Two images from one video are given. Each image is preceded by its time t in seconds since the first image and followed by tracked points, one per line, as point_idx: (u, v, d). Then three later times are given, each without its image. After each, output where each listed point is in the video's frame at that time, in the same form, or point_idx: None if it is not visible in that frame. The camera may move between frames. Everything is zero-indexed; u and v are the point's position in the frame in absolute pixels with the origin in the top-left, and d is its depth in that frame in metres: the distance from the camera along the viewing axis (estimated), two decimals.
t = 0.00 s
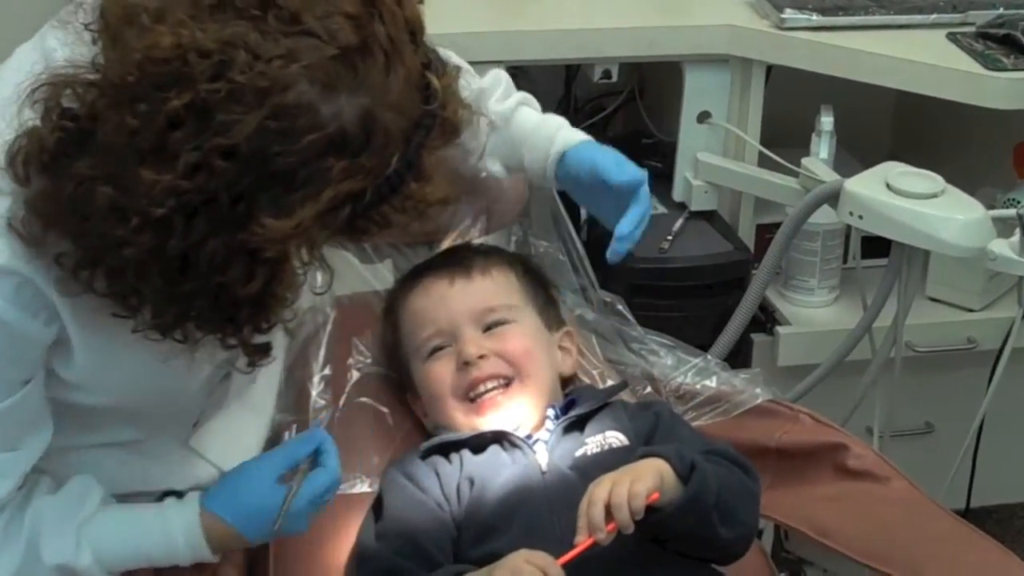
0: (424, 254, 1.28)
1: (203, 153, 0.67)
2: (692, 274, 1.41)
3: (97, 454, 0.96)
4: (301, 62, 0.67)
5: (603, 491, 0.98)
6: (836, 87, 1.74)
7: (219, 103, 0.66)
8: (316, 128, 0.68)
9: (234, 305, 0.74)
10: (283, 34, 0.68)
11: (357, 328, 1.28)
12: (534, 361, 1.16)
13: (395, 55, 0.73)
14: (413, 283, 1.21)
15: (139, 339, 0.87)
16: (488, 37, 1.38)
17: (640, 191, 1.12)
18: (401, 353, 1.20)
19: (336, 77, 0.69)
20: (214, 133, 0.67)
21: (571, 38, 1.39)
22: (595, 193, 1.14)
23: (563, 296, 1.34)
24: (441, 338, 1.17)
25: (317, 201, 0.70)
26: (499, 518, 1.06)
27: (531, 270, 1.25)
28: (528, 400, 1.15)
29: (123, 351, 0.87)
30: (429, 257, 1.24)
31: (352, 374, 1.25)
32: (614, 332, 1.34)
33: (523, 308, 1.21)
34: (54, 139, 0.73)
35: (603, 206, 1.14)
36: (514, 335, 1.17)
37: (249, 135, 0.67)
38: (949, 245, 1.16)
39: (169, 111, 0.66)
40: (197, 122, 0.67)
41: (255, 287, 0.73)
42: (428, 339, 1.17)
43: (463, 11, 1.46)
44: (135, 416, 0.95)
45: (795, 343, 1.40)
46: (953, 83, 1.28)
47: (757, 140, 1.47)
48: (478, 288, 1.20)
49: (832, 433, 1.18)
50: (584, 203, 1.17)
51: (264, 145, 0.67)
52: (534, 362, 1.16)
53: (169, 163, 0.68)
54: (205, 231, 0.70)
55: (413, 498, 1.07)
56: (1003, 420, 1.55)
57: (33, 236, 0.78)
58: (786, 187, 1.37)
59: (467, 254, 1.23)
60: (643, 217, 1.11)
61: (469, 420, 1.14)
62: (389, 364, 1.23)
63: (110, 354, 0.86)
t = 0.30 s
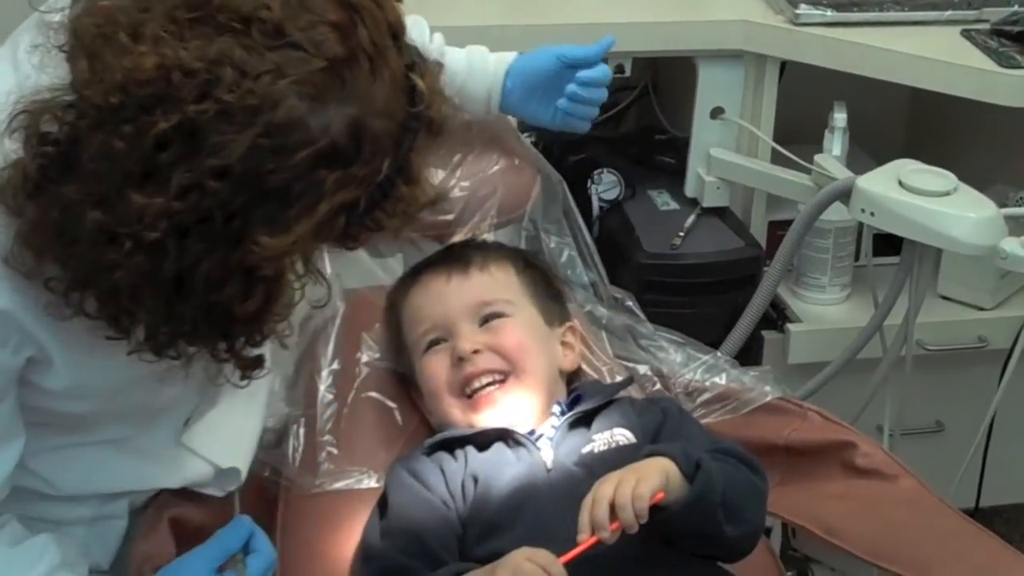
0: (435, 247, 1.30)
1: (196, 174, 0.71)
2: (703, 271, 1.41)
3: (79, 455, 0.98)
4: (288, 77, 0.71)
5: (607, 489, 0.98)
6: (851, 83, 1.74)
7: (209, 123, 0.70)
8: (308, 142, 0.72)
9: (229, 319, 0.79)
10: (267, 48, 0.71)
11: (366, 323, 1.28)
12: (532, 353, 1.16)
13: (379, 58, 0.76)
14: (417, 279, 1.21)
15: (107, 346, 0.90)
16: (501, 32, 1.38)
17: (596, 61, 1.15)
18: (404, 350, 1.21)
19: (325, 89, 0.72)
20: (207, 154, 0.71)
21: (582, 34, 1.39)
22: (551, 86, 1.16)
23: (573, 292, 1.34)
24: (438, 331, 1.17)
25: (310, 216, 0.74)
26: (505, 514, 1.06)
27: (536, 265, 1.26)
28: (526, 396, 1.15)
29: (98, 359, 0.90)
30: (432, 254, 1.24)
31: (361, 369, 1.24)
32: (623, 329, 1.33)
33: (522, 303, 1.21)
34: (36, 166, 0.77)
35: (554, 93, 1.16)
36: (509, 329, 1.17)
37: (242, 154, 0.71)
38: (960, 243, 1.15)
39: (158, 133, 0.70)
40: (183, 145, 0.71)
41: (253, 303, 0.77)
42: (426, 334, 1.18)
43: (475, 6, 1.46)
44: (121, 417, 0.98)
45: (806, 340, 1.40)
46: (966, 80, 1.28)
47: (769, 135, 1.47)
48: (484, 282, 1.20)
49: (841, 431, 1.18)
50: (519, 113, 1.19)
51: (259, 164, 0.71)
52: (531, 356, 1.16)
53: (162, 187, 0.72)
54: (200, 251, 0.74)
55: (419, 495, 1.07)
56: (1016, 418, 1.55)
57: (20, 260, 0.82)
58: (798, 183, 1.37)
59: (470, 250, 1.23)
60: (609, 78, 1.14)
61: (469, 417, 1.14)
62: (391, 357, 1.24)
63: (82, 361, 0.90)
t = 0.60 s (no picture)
0: (441, 247, 1.29)
1: (174, 167, 0.70)
2: (709, 271, 1.41)
3: (79, 456, 0.99)
4: (268, 71, 0.70)
5: (619, 478, 0.97)
6: (858, 82, 1.73)
7: (185, 118, 0.69)
8: (287, 137, 0.71)
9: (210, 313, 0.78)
10: (246, 44, 0.70)
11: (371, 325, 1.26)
12: (535, 351, 1.15)
13: (361, 54, 0.74)
14: (422, 278, 1.21)
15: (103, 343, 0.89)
16: (505, 32, 1.38)
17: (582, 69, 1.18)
18: (410, 350, 1.21)
19: (305, 83, 0.71)
20: (185, 148, 0.70)
21: (588, 33, 1.39)
22: (539, 96, 1.19)
23: (580, 292, 1.33)
24: (443, 328, 1.17)
25: (290, 211, 0.73)
26: (514, 513, 1.06)
27: (542, 265, 1.25)
28: (531, 394, 1.14)
29: (93, 361, 0.90)
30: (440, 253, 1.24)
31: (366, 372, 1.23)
32: (630, 329, 1.33)
33: (527, 303, 1.20)
34: (21, 160, 0.76)
35: (541, 102, 1.19)
36: (511, 328, 1.16)
37: (220, 148, 0.70)
38: (966, 242, 1.15)
39: (137, 127, 0.69)
40: (163, 137, 0.70)
41: (234, 299, 0.76)
42: (429, 332, 1.18)
43: (478, 6, 1.46)
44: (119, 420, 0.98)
45: (814, 340, 1.40)
46: (972, 79, 1.27)
47: (776, 134, 1.46)
48: (492, 280, 1.20)
49: (849, 430, 1.17)
50: (504, 124, 1.21)
51: (237, 158, 0.70)
52: (535, 355, 1.15)
53: (142, 180, 0.71)
54: (181, 246, 0.73)
55: (427, 498, 1.07)
56: None
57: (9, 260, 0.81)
58: (804, 183, 1.37)
59: (474, 249, 1.23)
60: (598, 85, 1.18)
61: (474, 415, 1.14)
62: (398, 355, 1.23)
63: (79, 364, 0.89)
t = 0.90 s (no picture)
0: (446, 250, 1.28)
1: (125, 127, 0.70)
2: (715, 272, 1.40)
3: (91, 459, 0.98)
4: (203, 19, 0.69)
5: (638, 478, 0.97)
6: (862, 80, 1.73)
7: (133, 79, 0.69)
8: (230, 79, 0.69)
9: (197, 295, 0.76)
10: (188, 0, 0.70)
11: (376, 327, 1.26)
12: (538, 354, 1.15)
13: None
14: (428, 281, 1.20)
15: (104, 335, 0.88)
16: (508, 34, 1.38)
17: (583, 71, 1.18)
18: (416, 350, 1.20)
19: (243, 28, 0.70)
20: (131, 105, 0.70)
21: (590, 33, 1.38)
22: (539, 97, 1.18)
23: (585, 295, 1.33)
24: (445, 331, 1.17)
25: (248, 151, 0.70)
26: (518, 512, 1.06)
27: (546, 268, 1.25)
28: (533, 398, 1.13)
29: (94, 356, 0.88)
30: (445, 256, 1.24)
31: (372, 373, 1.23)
32: (634, 330, 1.33)
33: (533, 307, 1.20)
34: (13, 160, 0.77)
35: (542, 103, 1.19)
36: (515, 330, 1.16)
37: (165, 100, 0.69)
38: (971, 241, 1.15)
39: (91, 98, 0.70)
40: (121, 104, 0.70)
41: (203, 249, 0.72)
42: (431, 335, 1.17)
43: (480, 7, 1.45)
44: (115, 421, 0.97)
45: (820, 339, 1.39)
46: (976, 77, 1.27)
47: (779, 134, 1.46)
48: (495, 283, 1.20)
49: (855, 431, 1.17)
50: (507, 127, 1.21)
51: (185, 110, 0.69)
52: (538, 359, 1.15)
53: (101, 147, 0.71)
54: (153, 209, 0.72)
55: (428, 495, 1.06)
56: None
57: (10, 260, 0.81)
58: (809, 182, 1.37)
59: (478, 254, 1.22)
60: (598, 87, 1.17)
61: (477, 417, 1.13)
62: (403, 360, 1.23)
63: (82, 360, 0.88)
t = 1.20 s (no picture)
0: (447, 251, 1.29)
1: (152, 148, 0.70)
2: (716, 275, 1.41)
3: (90, 459, 0.99)
4: (233, 41, 0.70)
5: (641, 477, 0.98)
6: (863, 84, 1.74)
7: (160, 99, 0.69)
8: (261, 102, 0.70)
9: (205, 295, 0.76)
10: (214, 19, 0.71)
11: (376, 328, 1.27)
12: (537, 356, 1.16)
13: (334, 20, 0.74)
14: (428, 283, 1.21)
15: (99, 343, 0.89)
16: (511, 36, 1.38)
17: (582, 75, 1.19)
18: (416, 350, 1.21)
19: (271, 51, 0.71)
20: (161, 125, 0.70)
21: (595, 35, 1.39)
22: (539, 101, 1.19)
23: (585, 296, 1.33)
24: (445, 333, 1.17)
25: (275, 175, 0.71)
26: (518, 514, 1.06)
27: (547, 269, 1.26)
28: (531, 397, 1.14)
29: (92, 359, 0.89)
30: (446, 257, 1.25)
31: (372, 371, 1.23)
32: (636, 331, 1.33)
33: (533, 308, 1.21)
34: (11, 168, 0.77)
35: (542, 107, 1.19)
36: (516, 332, 1.17)
37: (194, 121, 0.69)
38: (973, 244, 1.15)
39: (112, 114, 0.70)
40: (143, 122, 0.70)
41: (224, 272, 0.74)
42: (433, 334, 1.18)
43: (484, 11, 1.46)
44: (119, 428, 0.98)
45: (819, 340, 1.40)
46: (978, 81, 1.28)
47: (781, 137, 1.46)
48: (495, 284, 1.20)
49: (855, 432, 1.17)
50: (505, 132, 1.22)
51: (213, 129, 0.70)
52: (537, 359, 1.15)
53: (122, 163, 0.71)
54: (167, 225, 0.72)
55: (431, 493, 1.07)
56: None
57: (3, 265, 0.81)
58: (809, 184, 1.37)
59: (482, 256, 1.23)
60: (598, 88, 1.18)
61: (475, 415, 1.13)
62: (404, 360, 1.23)
63: (78, 364, 0.89)
